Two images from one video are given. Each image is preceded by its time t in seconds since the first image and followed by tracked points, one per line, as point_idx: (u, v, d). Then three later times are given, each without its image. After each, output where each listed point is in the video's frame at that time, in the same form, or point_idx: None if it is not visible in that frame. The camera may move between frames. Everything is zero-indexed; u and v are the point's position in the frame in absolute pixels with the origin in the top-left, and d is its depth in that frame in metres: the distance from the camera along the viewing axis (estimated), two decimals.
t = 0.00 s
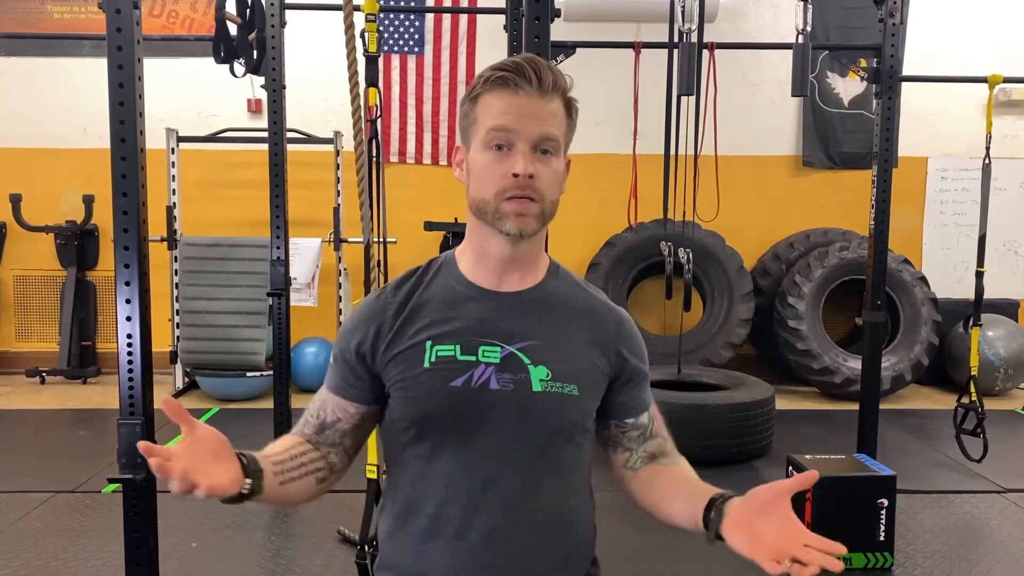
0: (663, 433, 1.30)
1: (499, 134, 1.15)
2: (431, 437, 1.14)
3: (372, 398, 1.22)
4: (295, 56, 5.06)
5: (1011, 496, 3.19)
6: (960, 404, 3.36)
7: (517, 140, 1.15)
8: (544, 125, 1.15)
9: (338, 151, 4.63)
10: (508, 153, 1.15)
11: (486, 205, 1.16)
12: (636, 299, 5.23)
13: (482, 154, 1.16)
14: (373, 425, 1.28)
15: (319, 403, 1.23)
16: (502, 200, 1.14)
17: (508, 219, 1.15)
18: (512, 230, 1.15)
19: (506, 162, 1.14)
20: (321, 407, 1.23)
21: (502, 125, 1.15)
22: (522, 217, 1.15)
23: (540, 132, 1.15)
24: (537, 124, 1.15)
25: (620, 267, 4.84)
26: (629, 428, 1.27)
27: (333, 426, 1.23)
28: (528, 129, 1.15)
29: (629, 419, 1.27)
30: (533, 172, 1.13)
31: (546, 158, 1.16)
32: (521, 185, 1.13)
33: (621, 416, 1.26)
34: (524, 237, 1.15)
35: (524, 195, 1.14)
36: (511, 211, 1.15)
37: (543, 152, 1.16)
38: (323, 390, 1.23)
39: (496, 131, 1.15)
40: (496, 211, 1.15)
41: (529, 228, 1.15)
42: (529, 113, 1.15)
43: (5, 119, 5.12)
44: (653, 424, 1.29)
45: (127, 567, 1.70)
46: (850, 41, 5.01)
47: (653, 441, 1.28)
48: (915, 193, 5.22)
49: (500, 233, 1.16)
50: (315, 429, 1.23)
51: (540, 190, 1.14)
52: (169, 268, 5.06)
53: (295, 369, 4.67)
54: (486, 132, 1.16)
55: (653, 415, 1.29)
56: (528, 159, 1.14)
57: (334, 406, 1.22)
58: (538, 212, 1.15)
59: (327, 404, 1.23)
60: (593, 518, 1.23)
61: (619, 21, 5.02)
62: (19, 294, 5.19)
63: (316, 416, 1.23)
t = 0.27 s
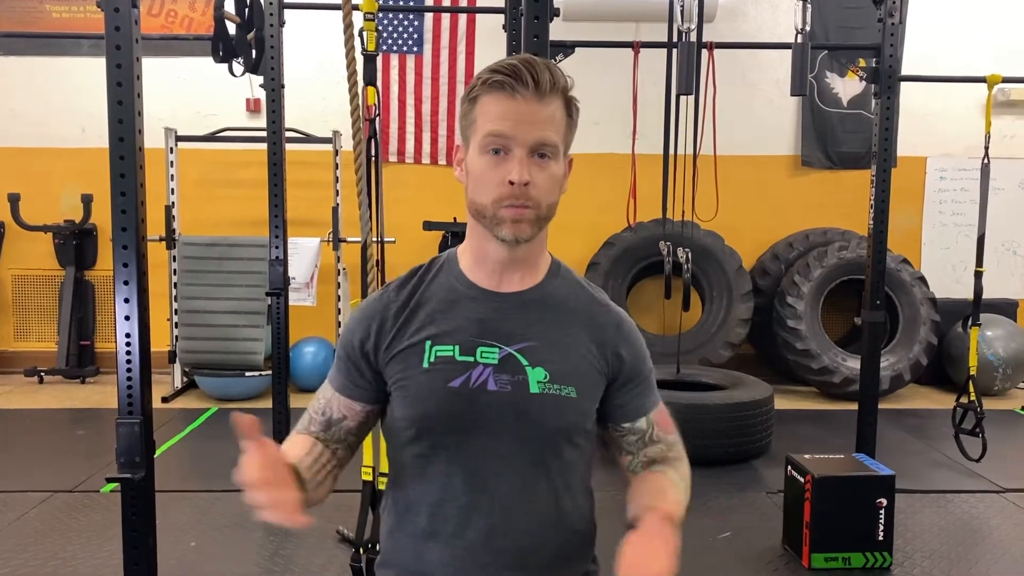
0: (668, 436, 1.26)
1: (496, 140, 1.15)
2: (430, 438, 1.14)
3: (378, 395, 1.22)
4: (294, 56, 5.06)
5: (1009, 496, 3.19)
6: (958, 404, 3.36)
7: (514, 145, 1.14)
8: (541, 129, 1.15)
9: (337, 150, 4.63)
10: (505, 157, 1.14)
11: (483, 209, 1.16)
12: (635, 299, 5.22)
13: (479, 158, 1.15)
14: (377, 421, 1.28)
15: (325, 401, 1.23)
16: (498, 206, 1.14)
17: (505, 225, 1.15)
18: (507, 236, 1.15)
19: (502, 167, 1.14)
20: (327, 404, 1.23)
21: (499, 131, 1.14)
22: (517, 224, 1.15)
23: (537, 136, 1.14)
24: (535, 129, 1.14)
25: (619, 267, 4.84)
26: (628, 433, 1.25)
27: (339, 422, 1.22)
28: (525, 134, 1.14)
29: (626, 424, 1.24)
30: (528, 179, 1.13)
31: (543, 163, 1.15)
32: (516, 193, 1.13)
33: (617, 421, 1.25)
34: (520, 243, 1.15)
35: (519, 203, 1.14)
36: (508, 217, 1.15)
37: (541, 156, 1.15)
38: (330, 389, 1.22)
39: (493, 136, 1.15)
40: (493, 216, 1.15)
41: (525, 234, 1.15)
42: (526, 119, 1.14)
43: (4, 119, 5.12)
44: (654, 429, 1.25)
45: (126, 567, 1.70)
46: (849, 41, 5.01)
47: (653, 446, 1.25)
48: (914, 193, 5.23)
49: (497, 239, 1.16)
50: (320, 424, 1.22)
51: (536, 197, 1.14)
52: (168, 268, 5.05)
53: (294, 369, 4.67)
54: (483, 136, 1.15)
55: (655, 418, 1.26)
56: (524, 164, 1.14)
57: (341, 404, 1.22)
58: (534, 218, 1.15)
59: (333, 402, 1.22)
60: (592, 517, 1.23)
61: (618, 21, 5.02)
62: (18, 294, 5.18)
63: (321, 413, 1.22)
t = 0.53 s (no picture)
0: (661, 445, 1.21)
1: (503, 135, 1.15)
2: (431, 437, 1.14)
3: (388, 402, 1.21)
4: (292, 55, 5.05)
5: (1008, 496, 3.19)
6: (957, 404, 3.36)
7: (521, 141, 1.15)
8: (548, 127, 1.15)
9: (336, 150, 4.62)
10: (511, 154, 1.15)
11: (488, 205, 1.16)
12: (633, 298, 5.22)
13: (486, 153, 1.16)
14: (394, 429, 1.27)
15: (348, 415, 1.20)
16: (503, 201, 1.15)
17: (509, 222, 1.16)
18: (511, 233, 1.15)
19: (508, 163, 1.14)
20: (352, 418, 1.20)
21: (507, 126, 1.15)
22: (522, 220, 1.15)
23: (544, 134, 1.15)
24: (542, 126, 1.14)
25: (618, 267, 4.84)
26: (616, 437, 1.22)
27: (367, 433, 1.21)
28: (532, 131, 1.14)
29: (616, 427, 1.21)
30: (535, 174, 1.13)
31: (549, 160, 1.15)
32: (522, 186, 1.13)
33: (610, 425, 1.22)
34: (524, 240, 1.16)
35: (525, 197, 1.14)
36: (512, 213, 1.15)
37: (547, 154, 1.16)
38: (348, 403, 1.20)
39: (500, 132, 1.15)
40: (497, 212, 1.16)
41: (529, 231, 1.16)
42: (535, 115, 1.14)
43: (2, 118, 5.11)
44: (644, 435, 1.21)
45: (124, 567, 1.70)
46: (848, 41, 5.01)
47: (641, 454, 1.20)
48: (913, 193, 5.23)
49: (500, 236, 1.16)
50: (350, 438, 1.21)
51: (542, 193, 1.14)
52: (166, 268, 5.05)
53: (293, 369, 4.67)
54: (490, 132, 1.16)
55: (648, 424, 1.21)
56: (530, 160, 1.14)
57: (367, 416, 1.20)
58: (538, 215, 1.16)
59: (358, 414, 1.20)
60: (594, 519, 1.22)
61: (617, 20, 5.02)
62: (16, 294, 5.18)
63: (349, 427, 1.20)
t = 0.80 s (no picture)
0: (671, 435, 1.22)
1: (507, 133, 1.15)
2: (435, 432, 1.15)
3: (389, 393, 1.21)
4: (291, 55, 5.05)
5: (1006, 496, 3.20)
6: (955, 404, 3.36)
7: (525, 139, 1.14)
8: (552, 125, 1.15)
9: (334, 150, 4.62)
10: (515, 151, 1.15)
11: (492, 202, 1.15)
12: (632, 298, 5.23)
13: (489, 151, 1.16)
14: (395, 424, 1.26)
15: (343, 402, 1.19)
16: (508, 198, 1.14)
17: (514, 218, 1.15)
18: (517, 229, 1.14)
19: (512, 160, 1.14)
20: (346, 405, 1.19)
21: (511, 124, 1.14)
22: (527, 216, 1.14)
23: (547, 132, 1.15)
24: (546, 124, 1.14)
25: (617, 267, 4.84)
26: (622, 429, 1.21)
27: (361, 422, 1.20)
28: (536, 128, 1.14)
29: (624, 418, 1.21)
30: (539, 170, 1.13)
31: (553, 158, 1.15)
32: (526, 183, 1.13)
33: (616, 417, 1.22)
34: (530, 237, 1.15)
35: (529, 193, 1.14)
36: (517, 209, 1.14)
37: (551, 151, 1.15)
38: (345, 390, 1.19)
39: (504, 129, 1.15)
40: (501, 209, 1.15)
41: (535, 227, 1.15)
42: (537, 113, 1.14)
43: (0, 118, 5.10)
44: (652, 425, 1.21)
45: (123, 568, 1.70)
46: (846, 41, 5.02)
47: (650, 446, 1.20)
48: (911, 194, 5.24)
49: (506, 232, 1.15)
50: (341, 422, 1.19)
51: (546, 189, 1.14)
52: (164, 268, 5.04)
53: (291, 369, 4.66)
54: (495, 130, 1.15)
55: (656, 414, 1.21)
56: (534, 157, 1.14)
57: (364, 404, 1.19)
58: (543, 212, 1.15)
59: (354, 402, 1.19)
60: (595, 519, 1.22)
61: (616, 21, 5.02)
62: (14, 294, 5.17)
63: (341, 414, 1.19)
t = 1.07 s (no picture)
0: (679, 422, 1.21)
1: (506, 134, 1.15)
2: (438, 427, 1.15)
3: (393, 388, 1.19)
4: (289, 55, 5.05)
5: (1004, 497, 3.20)
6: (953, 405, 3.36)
7: (524, 139, 1.14)
8: (550, 125, 1.15)
9: (333, 151, 4.62)
10: (514, 152, 1.14)
11: (492, 202, 1.15)
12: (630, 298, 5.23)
13: (488, 152, 1.15)
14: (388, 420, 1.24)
15: (343, 392, 1.16)
16: (508, 197, 1.14)
17: (513, 217, 1.14)
18: (516, 228, 1.14)
19: (512, 160, 1.14)
20: (346, 396, 1.16)
21: (509, 125, 1.14)
22: (527, 215, 1.14)
23: (546, 132, 1.15)
24: (545, 123, 1.15)
25: (615, 268, 4.85)
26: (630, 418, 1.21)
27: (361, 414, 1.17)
28: (535, 128, 1.14)
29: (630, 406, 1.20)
30: (539, 170, 1.13)
31: (552, 158, 1.15)
32: (526, 183, 1.13)
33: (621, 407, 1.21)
34: (529, 236, 1.14)
35: (528, 192, 1.13)
36: (516, 209, 1.14)
37: (550, 151, 1.15)
38: (345, 382, 1.16)
39: (503, 130, 1.15)
40: (501, 208, 1.14)
41: (535, 227, 1.14)
42: (537, 113, 1.14)
43: None
44: (660, 412, 1.20)
45: (121, 568, 1.69)
46: (845, 43, 5.02)
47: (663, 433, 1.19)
48: (909, 194, 5.24)
49: (505, 231, 1.15)
50: (342, 411, 1.16)
51: (546, 188, 1.13)
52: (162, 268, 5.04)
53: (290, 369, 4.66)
54: (493, 131, 1.15)
55: (662, 400, 1.20)
56: (534, 157, 1.14)
57: (365, 396, 1.17)
58: (543, 211, 1.15)
59: (353, 393, 1.16)
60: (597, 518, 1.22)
61: (615, 22, 5.02)
62: (11, 294, 5.16)
63: (340, 404, 1.16)
